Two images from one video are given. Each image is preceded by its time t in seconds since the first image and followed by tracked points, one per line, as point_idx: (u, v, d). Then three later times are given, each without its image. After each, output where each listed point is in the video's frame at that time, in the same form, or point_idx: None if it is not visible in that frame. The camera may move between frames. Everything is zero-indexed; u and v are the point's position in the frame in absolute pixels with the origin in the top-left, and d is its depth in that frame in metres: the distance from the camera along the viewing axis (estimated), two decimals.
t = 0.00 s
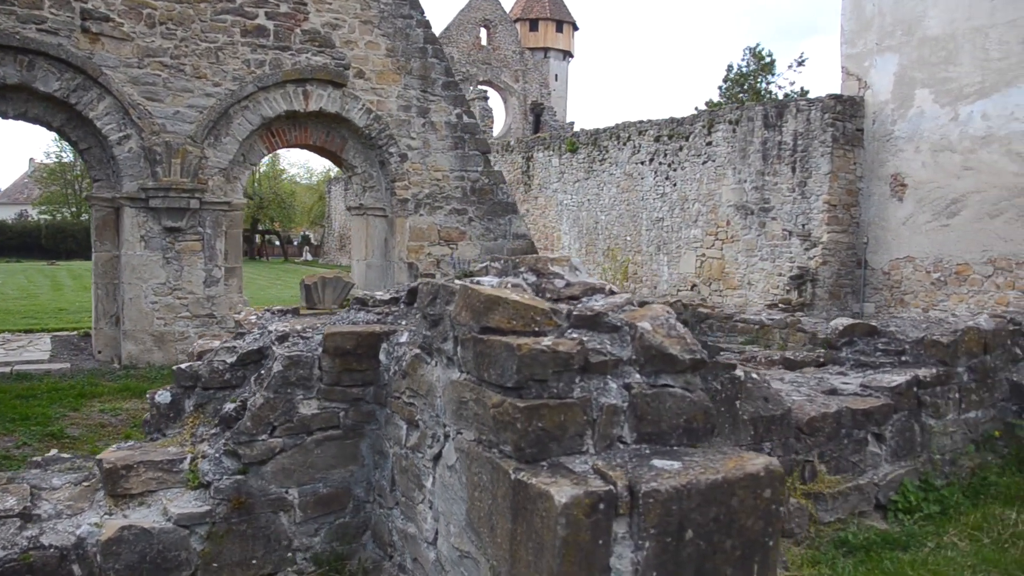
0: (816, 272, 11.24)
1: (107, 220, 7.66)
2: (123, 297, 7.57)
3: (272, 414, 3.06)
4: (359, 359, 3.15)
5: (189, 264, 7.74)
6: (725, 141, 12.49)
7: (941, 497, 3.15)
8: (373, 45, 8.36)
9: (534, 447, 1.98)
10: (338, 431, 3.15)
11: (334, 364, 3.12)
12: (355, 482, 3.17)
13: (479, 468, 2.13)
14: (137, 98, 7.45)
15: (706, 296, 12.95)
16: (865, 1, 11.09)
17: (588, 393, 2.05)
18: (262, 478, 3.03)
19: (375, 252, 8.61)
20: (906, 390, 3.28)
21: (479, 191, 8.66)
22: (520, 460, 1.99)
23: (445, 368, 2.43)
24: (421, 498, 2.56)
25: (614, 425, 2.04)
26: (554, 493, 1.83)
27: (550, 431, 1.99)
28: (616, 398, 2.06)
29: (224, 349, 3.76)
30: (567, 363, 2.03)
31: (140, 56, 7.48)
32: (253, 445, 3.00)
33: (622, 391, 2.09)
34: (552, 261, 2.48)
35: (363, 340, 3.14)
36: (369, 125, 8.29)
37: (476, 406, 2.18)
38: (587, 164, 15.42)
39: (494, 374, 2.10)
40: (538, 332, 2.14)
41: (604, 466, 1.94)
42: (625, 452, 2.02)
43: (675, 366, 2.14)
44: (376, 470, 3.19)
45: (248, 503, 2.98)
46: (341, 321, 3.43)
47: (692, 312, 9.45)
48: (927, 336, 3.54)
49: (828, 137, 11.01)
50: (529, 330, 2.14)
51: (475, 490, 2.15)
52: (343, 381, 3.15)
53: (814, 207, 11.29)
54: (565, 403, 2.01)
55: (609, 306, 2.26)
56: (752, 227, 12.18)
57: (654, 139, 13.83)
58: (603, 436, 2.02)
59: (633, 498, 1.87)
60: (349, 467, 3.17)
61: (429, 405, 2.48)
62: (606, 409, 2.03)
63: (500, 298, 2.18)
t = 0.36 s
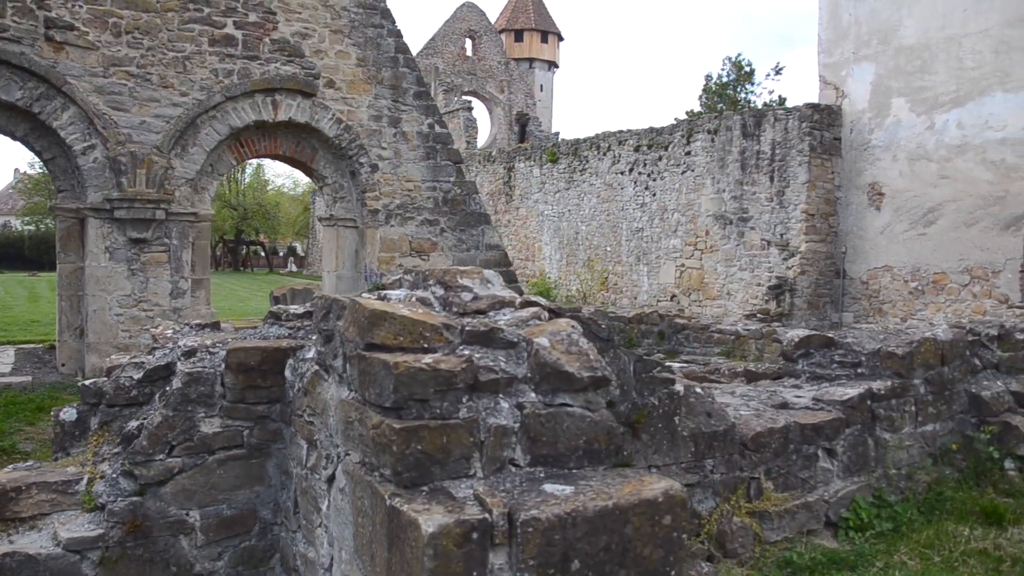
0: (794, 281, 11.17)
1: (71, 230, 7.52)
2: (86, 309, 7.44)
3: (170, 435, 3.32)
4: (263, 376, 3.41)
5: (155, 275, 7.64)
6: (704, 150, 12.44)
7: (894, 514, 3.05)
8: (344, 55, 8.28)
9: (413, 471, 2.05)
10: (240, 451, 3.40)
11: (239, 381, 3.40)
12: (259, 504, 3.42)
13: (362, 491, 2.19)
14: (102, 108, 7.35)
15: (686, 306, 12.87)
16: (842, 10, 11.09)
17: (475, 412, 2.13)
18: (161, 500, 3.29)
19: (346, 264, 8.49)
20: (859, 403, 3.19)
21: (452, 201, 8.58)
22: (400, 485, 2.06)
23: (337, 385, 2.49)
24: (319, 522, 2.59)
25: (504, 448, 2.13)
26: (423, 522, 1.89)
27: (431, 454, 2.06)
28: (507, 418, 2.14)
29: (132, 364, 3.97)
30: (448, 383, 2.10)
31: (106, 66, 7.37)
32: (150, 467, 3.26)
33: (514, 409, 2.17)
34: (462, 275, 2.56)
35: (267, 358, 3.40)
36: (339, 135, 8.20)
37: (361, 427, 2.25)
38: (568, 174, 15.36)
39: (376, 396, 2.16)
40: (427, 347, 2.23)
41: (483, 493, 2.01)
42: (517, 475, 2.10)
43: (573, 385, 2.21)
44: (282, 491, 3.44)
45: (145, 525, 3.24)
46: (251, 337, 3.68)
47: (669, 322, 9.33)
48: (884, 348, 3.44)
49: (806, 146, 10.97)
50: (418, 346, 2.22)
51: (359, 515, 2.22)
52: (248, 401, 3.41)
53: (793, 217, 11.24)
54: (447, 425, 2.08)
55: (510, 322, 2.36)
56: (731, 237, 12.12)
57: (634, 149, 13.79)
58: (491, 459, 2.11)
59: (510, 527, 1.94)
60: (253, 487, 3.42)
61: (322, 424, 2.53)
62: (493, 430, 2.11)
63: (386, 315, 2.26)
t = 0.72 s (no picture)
0: (773, 300, 11.08)
1: (36, 249, 7.37)
2: (52, 329, 7.29)
3: (64, 461, 3.30)
4: (165, 402, 3.40)
5: (121, 295, 7.52)
6: (684, 168, 12.40)
7: (849, 542, 2.96)
8: (315, 73, 8.22)
9: (284, 506, 1.98)
10: (141, 480, 3.39)
11: (138, 407, 3.38)
12: (163, 535, 3.42)
13: (238, 527, 2.11)
14: (67, 125, 7.24)
15: (667, 325, 12.79)
16: (819, 28, 11.20)
17: (356, 443, 2.08)
18: (54, 530, 3.27)
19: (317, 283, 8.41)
20: (815, 426, 3.09)
21: (425, 220, 8.53)
22: (270, 521, 1.98)
23: (226, 414, 2.47)
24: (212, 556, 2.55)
25: (389, 480, 2.07)
26: (281, 561, 1.80)
27: (303, 487, 1.99)
28: (391, 449, 2.09)
29: (35, 389, 3.89)
30: (323, 412, 2.07)
31: (72, 83, 7.27)
32: (41, 496, 3.25)
33: (400, 439, 2.12)
34: (369, 296, 2.60)
35: (170, 380, 3.39)
36: (310, 154, 8.12)
37: (240, 459, 2.18)
38: (549, 193, 15.33)
39: (251, 426, 2.10)
40: (312, 373, 2.21)
41: (355, 530, 1.95)
42: (402, 509, 2.05)
43: (465, 413, 2.15)
44: (185, 521, 3.44)
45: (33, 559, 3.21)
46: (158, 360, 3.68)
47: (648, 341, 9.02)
48: (841, 368, 3.35)
49: (784, 164, 10.94)
50: (303, 371, 2.20)
51: (235, 553, 2.12)
52: (149, 425, 3.41)
53: (772, 235, 11.18)
54: (323, 457, 2.03)
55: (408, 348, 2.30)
56: (711, 255, 12.05)
57: (614, 167, 13.76)
58: (373, 492, 2.05)
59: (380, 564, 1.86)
60: (156, 517, 3.42)
61: (213, 454, 2.48)
62: (374, 462, 2.06)
63: (266, 338, 2.22)
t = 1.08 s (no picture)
0: (756, 318, 10.95)
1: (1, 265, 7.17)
2: (15, 347, 7.13)
3: None
4: (58, 422, 3.13)
5: (89, 311, 7.36)
6: (666, 186, 12.33)
7: (806, 569, 2.83)
8: (288, 88, 8.12)
9: (136, 535, 1.92)
10: (26, 506, 3.11)
11: (26, 426, 3.11)
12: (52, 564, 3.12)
13: (94, 557, 2.04)
14: (34, 139, 7.12)
15: (650, 344, 12.66)
16: (801, 47, 11.27)
17: (224, 467, 2.06)
18: None
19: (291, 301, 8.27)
20: (772, 447, 2.98)
21: (400, 237, 8.41)
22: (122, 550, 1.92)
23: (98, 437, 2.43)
24: None
25: (257, 507, 2.03)
26: None
27: (158, 513, 1.95)
28: (261, 472, 2.07)
29: None
30: (184, 432, 2.04)
31: (39, 97, 7.15)
32: None
33: (272, 462, 2.10)
34: (269, 312, 2.72)
35: (62, 399, 3.10)
36: (283, 170, 8.02)
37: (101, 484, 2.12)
38: (532, 211, 15.25)
39: (108, 449, 2.06)
40: (180, 391, 2.20)
41: (211, 561, 1.89)
42: (271, 536, 2.01)
43: (344, 435, 2.15)
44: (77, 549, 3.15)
45: None
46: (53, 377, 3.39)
47: (627, 359, 9.02)
48: (803, 387, 3.24)
49: (766, 182, 10.87)
50: (173, 390, 2.19)
51: None
52: (38, 446, 3.13)
53: (754, 253, 11.07)
54: (181, 482, 1.99)
55: (308, 366, 2.35)
56: (693, 273, 11.94)
57: (597, 185, 13.69)
58: (240, 519, 2.01)
59: None
60: (46, 545, 3.13)
61: (87, 480, 2.42)
62: (240, 487, 2.03)
63: (131, 355, 2.19)
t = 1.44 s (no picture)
0: (736, 342, 10.82)
1: None
2: None
3: None
4: None
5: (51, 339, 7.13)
6: (646, 210, 12.24)
7: None
8: (258, 113, 8.01)
9: None
10: None
11: None
12: None
13: None
14: None
15: (632, 368, 12.54)
16: (778, 69, 11.28)
17: (61, 514, 2.05)
18: None
19: (259, 327, 8.09)
20: (722, 478, 2.95)
21: (372, 262, 8.29)
22: None
23: None
24: None
25: (94, 554, 2.04)
26: None
27: None
28: (100, 519, 2.08)
29: None
30: (12, 479, 2.01)
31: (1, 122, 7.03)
32: None
33: (113, 506, 2.10)
34: (150, 340, 2.70)
35: None
36: (252, 195, 7.88)
37: None
38: (514, 235, 15.17)
39: None
40: (21, 430, 2.14)
41: None
42: None
43: (194, 478, 2.14)
44: None
45: None
46: None
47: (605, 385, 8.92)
48: (757, 415, 3.18)
49: (745, 205, 10.81)
50: (15, 428, 2.13)
51: None
52: None
53: (734, 276, 10.98)
54: (5, 531, 1.97)
55: (173, 400, 2.34)
56: (674, 297, 11.84)
57: (578, 209, 13.61)
58: (73, 569, 2.01)
59: None
60: None
61: None
62: (74, 535, 2.03)
63: None
